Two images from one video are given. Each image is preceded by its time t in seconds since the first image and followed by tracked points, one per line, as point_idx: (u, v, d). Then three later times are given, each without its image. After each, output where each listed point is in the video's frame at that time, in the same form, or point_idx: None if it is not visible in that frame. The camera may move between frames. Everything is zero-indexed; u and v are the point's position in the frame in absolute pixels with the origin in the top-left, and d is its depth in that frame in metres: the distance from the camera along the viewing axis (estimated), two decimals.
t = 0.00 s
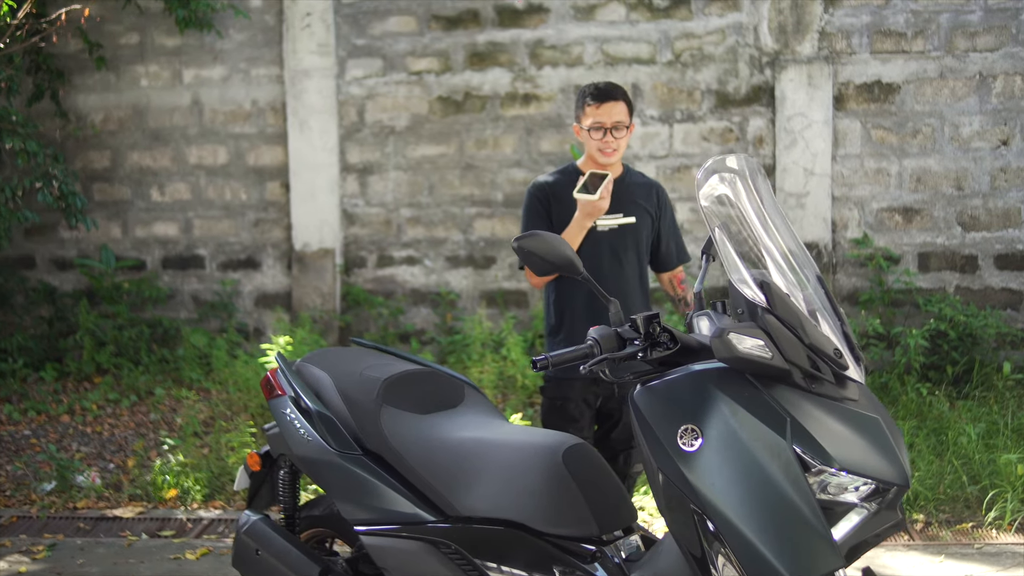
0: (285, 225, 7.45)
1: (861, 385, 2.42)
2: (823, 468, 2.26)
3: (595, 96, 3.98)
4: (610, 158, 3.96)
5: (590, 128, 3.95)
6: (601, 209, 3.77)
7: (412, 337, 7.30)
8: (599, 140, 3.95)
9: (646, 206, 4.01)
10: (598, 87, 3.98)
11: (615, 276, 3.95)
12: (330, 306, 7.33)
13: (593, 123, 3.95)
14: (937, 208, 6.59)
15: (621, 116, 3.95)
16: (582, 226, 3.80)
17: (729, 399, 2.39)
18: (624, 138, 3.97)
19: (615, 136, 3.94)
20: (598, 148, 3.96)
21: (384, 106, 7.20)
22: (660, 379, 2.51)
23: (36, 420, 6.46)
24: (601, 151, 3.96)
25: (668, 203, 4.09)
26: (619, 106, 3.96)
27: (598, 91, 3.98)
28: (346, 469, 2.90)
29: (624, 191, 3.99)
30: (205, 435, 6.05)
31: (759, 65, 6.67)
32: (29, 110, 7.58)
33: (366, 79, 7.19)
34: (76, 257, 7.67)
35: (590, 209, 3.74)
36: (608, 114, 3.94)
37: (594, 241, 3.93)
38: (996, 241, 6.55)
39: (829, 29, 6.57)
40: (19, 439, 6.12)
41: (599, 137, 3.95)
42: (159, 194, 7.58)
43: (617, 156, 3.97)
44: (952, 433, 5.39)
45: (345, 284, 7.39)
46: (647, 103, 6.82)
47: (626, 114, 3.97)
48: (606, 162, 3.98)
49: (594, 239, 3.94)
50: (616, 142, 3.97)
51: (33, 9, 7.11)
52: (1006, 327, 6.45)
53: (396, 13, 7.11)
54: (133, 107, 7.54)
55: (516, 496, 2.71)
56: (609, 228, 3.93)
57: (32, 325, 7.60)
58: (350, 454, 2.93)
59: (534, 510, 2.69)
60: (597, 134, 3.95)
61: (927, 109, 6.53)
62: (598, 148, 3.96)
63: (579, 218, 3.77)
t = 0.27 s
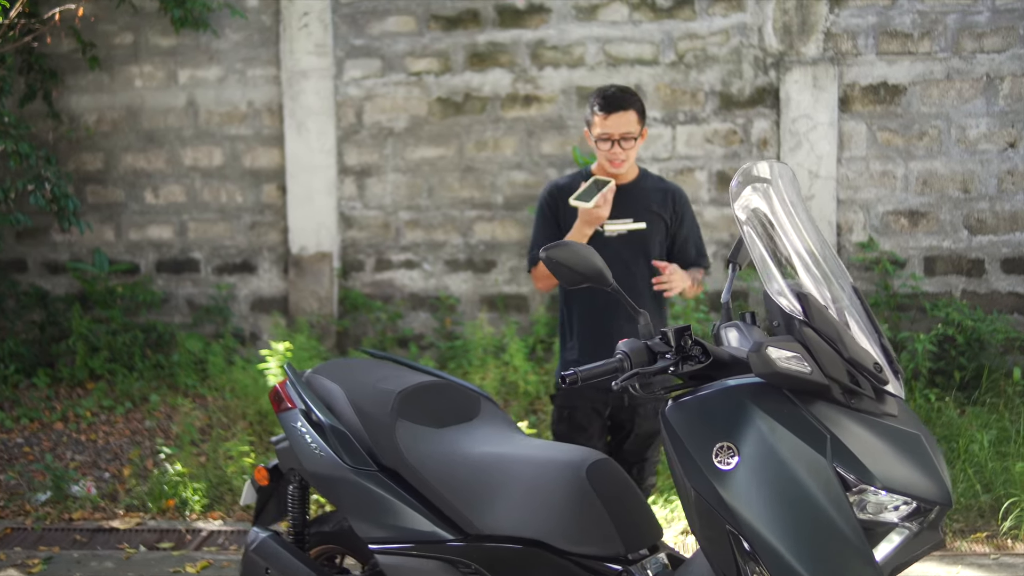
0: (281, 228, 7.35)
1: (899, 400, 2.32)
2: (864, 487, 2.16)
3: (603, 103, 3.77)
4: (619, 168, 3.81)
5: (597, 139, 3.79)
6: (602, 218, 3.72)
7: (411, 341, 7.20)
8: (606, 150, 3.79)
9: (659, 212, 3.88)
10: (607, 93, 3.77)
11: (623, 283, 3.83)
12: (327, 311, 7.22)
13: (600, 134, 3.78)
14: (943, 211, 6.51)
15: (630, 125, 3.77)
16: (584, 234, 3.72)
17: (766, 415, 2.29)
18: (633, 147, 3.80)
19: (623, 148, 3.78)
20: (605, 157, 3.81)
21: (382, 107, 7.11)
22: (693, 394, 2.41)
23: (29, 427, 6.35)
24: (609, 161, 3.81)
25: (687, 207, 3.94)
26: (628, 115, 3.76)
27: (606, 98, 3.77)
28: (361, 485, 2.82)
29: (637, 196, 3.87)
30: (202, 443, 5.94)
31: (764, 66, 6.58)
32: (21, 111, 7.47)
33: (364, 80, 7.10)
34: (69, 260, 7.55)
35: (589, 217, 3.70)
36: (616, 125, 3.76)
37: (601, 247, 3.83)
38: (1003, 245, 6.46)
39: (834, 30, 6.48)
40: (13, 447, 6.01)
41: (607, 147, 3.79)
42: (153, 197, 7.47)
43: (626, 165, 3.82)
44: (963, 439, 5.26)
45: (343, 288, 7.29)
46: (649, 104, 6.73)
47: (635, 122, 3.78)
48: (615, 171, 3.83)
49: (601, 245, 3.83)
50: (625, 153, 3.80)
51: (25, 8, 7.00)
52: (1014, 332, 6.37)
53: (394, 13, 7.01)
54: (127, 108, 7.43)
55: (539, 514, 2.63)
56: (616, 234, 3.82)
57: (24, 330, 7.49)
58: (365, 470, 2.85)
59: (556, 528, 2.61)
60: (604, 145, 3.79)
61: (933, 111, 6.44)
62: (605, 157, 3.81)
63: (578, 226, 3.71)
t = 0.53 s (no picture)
0: (238, 240, 7.09)
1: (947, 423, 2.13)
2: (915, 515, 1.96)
3: (592, 113, 3.53)
4: (605, 182, 3.60)
5: (582, 151, 3.57)
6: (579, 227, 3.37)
7: (375, 356, 6.97)
8: (592, 164, 3.57)
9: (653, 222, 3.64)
10: (596, 104, 3.52)
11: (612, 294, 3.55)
12: (287, 326, 6.97)
13: (585, 147, 3.55)
14: (919, 215, 6.36)
15: (618, 139, 3.54)
16: (562, 244, 3.40)
17: (808, 440, 2.09)
18: (621, 161, 3.57)
19: (608, 162, 3.55)
20: (590, 170, 3.60)
21: (342, 115, 6.89)
22: (726, 420, 2.22)
23: None
24: (594, 174, 3.60)
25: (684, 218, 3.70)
26: (616, 128, 3.52)
27: (595, 108, 3.53)
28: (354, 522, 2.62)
29: (629, 204, 3.64)
30: (161, 467, 5.68)
31: (735, 69, 6.44)
32: None
33: (324, 87, 6.88)
34: (15, 277, 7.25)
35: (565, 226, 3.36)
36: (603, 138, 3.53)
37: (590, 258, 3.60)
38: (981, 248, 6.32)
39: (807, 31, 6.35)
40: None
41: (592, 160, 3.57)
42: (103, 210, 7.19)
43: (612, 178, 3.60)
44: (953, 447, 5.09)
45: (303, 302, 7.05)
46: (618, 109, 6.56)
47: (624, 135, 3.54)
48: (601, 183, 3.62)
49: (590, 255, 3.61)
50: (611, 166, 3.58)
51: None
52: (995, 337, 6.23)
53: (354, 17, 6.80)
54: (76, 118, 7.16)
55: (551, 550, 2.43)
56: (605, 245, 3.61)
57: None
58: (358, 505, 2.64)
59: (568, 560, 2.42)
60: (589, 158, 3.56)
61: (908, 112, 6.30)
62: (591, 169, 3.60)
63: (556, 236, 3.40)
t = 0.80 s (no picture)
0: (212, 243, 6.92)
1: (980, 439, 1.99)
2: (949, 540, 1.81)
3: (580, 110, 3.37)
4: (596, 181, 3.45)
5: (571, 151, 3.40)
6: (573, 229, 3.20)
7: (353, 361, 6.81)
8: (582, 163, 3.41)
9: (646, 222, 3.52)
10: (585, 100, 3.36)
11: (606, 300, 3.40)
12: (263, 330, 6.80)
13: (575, 145, 3.39)
14: (909, 214, 6.24)
15: (608, 137, 3.37)
16: (554, 247, 3.24)
17: (831, 459, 1.94)
18: (612, 160, 3.42)
19: (599, 160, 3.39)
20: (581, 168, 3.44)
21: (318, 114, 6.72)
22: (742, 438, 2.08)
23: None
24: (586, 173, 3.44)
25: (676, 217, 3.59)
26: (607, 125, 3.36)
27: (584, 105, 3.36)
28: (337, 544, 2.48)
29: (621, 205, 3.51)
30: (133, 479, 5.50)
31: (721, 66, 6.31)
32: None
33: (300, 85, 6.71)
34: None
35: (557, 228, 3.18)
36: (593, 137, 3.36)
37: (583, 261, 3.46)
38: (972, 248, 6.21)
39: (793, 28, 6.22)
40: None
41: (583, 159, 3.41)
42: (73, 212, 7.01)
43: (604, 177, 3.45)
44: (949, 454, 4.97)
45: (279, 306, 6.88)
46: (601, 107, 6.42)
47: (615, 132, 3.38)
48: (593, 182, 3.46)
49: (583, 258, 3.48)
50: (603, 164, 3.42)
51: None
52: (987, 338, 6.12)
53: (331, 14, 6.65)
54: (44, 118, 6.97)
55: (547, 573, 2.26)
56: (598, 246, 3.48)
57: None
58: (342, 526, 2.50)
59: None
60: (580, 158, 3.40)
61: (898, 110, 6.18)
62: (582, 168, 3.44)
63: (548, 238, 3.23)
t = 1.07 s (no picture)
0: (191, 249, 6.72)
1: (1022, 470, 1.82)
2: None
3: (572, 101, 3.24)
4: (592, 178, 3.26)
5: (565, 144, 3.24)
6: (570, 239, 3.04)
7: (337, 370, 6.62)
8: (577, 157, 3.24)
9: (644, 229, 3.34)
10: (577, 90, 3.23)
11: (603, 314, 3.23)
12: (244, 339, 6.61)
13: (569, 137, 3.23)
14: (908, 219, 6.09)
15: (603, 127, 3.22)
16: (550, 259, 3.07)
17: (863, 495, 1.75)
18: (608, 153, 3.24)
19: (595, 153, 3.22)
20: (576, 166, 3.26)
21: (301, 117, 6.54)
22: (761, 471, 1.89)
23: None
24: (580, 170, 3.26)
25: (673, 223, 3.42)
26: (600, 114, 3.22)
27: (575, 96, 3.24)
28: None
29: (618, 212, 3.33)
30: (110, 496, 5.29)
31: (715, 67, 6.14)
32: None
33: (281, 87, 6.52)
34: None
35: (553, 238, 3.02)
36: (587, 127, 3.21)
37: (580, 272, 3.28)
38: (972, 254, 6.06)
39: (789, 27, 6.06)
40: None
41: (577, 154, 3.24)
42: (48, 218, 6.81)
43: (600, 174, 3.26)
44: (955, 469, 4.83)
45: (261, 314, 6.69)
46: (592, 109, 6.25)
47: (609, 122, 3.23)
48: (589, 181, 3.27)
49: (580, 269, 3.28)
50: (599, 159, 3.24)
51: None
52: (988, 346, 5.97)
53: (313, 14, 6.46)
54: (18, 121, 6.77)
55: None
56: (597, 257, 3.29)
57: None
58: (325, 563, 2.33)
59: None
60: (574, 151, 3.23)
61: (896, 112, 6.02)
62: (576, 165, 3.25)
63: (543, 250, 3.06)
